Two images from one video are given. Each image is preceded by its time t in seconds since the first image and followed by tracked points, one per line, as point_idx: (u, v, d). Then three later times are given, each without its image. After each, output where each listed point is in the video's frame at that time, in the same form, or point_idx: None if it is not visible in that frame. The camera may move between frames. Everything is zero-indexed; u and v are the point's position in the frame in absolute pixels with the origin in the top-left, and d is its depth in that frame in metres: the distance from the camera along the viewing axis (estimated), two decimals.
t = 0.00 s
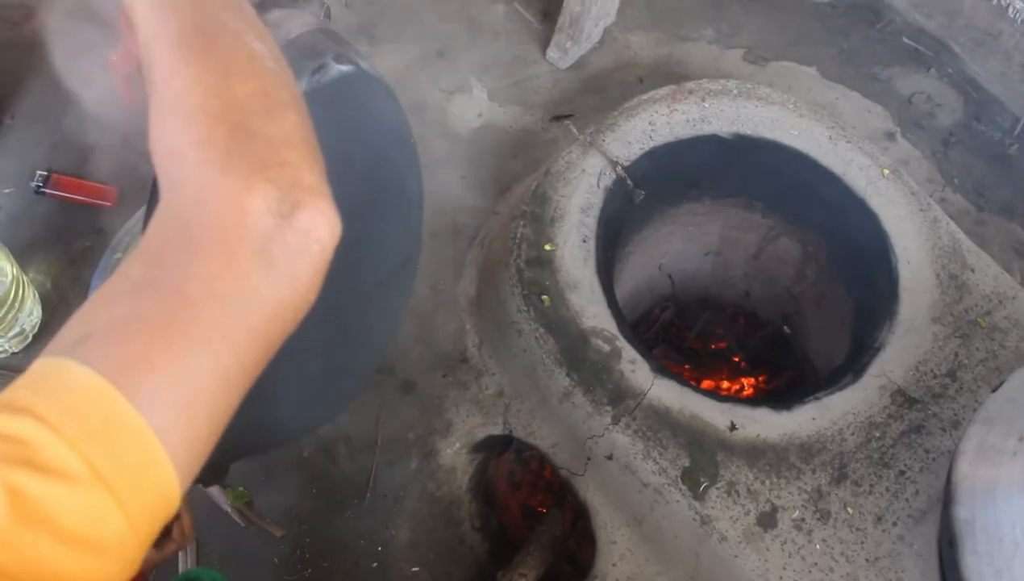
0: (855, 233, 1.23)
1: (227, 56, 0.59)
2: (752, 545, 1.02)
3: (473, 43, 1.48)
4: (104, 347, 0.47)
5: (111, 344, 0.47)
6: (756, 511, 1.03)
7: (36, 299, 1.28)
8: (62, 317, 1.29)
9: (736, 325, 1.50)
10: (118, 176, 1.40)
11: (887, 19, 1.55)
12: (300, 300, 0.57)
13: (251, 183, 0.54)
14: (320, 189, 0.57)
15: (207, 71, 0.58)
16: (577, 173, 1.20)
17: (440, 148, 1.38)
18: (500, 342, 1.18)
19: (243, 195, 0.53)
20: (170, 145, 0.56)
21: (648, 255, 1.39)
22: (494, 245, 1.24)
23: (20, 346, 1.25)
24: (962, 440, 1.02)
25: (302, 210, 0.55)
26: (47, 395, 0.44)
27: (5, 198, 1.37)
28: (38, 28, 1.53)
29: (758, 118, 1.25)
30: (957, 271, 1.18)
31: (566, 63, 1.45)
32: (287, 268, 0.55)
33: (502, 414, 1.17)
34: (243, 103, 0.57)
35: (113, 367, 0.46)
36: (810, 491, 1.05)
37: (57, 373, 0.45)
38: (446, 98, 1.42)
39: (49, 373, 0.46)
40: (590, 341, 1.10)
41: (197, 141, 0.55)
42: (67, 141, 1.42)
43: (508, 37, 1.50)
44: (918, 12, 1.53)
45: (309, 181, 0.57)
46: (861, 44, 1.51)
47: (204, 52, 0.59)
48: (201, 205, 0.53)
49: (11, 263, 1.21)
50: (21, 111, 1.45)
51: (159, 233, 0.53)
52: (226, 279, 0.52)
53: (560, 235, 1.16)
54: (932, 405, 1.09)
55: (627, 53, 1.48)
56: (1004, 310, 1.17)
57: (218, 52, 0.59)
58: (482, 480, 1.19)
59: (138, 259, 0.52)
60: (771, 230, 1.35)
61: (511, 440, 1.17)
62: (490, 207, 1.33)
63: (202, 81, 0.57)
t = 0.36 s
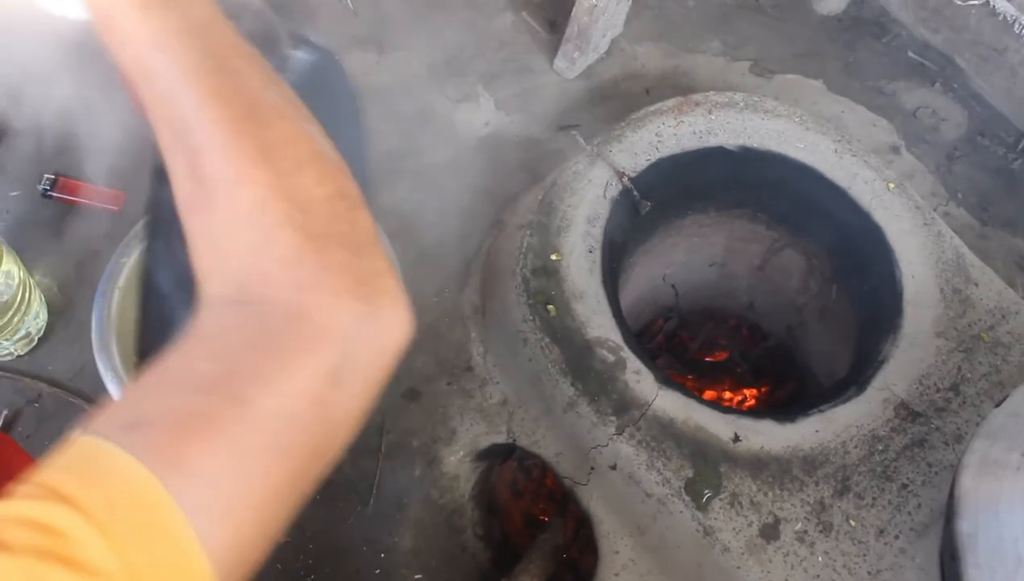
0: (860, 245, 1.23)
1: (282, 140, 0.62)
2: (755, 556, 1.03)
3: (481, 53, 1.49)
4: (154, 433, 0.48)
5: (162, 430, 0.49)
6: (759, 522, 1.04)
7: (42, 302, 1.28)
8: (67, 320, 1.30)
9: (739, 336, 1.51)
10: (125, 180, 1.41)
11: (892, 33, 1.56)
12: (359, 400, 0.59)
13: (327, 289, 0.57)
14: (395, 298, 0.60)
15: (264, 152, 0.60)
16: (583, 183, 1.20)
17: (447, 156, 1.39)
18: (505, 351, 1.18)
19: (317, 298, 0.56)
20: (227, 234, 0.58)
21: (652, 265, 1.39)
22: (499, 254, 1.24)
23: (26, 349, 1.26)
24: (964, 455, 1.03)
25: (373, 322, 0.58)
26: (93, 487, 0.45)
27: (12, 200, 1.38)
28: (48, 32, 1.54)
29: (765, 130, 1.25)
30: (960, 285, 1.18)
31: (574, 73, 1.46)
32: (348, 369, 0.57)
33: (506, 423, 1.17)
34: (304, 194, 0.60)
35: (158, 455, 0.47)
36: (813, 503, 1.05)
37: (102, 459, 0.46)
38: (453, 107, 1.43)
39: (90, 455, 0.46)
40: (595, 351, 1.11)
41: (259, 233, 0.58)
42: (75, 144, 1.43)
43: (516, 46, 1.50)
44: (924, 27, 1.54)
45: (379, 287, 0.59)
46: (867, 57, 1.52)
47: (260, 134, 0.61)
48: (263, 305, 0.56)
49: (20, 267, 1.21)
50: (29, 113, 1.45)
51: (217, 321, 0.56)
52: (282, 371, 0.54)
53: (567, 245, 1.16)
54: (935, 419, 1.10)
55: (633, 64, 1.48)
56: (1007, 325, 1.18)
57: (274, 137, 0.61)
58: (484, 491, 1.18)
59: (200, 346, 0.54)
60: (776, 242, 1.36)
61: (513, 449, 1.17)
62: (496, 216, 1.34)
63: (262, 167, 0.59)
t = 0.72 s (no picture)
0: (866, 246, 1.23)
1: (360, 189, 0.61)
2: (762, 557, 1.04)
3: (487, 52, 1.49)
4: (222, 514, 0.50)
5: (233, 513, 0.51)
6: (766, 523, 1.04)
7: (50, 300, 1.28)
8: (73, 318, 1.30)
9: (746, 336, 1.51)
10: (132, 178, 1.41)
11: (900, 34, 1.55)
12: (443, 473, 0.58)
13: (405, 356, 0.56)
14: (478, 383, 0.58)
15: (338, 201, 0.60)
16: (590, 184, 1.20)
17: (454, 156, 1.39)
18: (512, 351, 1.18)
19: (390, 366, 0.56)
20: (310, 295, 0.58)
21: (659, 266, 1.39)
22: (506, 254, 1.24)
23: (33, 347, 1.26)
24: (972, 457, 1.03)
25: (450, 405, 0.56)
26: (163, 562, 0.48)
27: (19, 199, 1.38)
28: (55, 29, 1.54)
29: (772, 131, 1.25)
30: (968, 287, 1.18)
31: (581, 72, 1.45)
32: (424, 446, 0.56)
33: (512, 423, 1.16)
34: (388, 253, 0.59)
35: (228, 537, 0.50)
36: (820, 504, 1.05)
37: (169, 530, 0.49)
38: (460, 107, 1.43)
39: (157, 524, 0.49)
40: (602, 352, 1.11)
41: (335, 283, 0.58)
42: (82, 143, 1.43)
43: (523, 46, 1.50)
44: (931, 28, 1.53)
45: (456, 362, 0.58)
46: (873, 59, 1.52)
47: (338, 177, 0.61)
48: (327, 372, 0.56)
49: (26, 264, 1.21)
50: (36, 111, 1.45)
51: (291, 384, 0.56)
52: (349, 453, 0.54)
53: (574, 246, 1.16)
54: (942, 421, 1.10)
55: (640, 64, 1.49)
56: (1014, 327, 1.18)
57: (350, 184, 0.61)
58: (489, 491, 1.19)
59: (275, 414, 0.55)
60: (782, 244, 1.36)
61: (519, 449, 1.16)
62: (503, 216, 1.34)
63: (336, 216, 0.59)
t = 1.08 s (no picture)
0: (867, 246, 1.24)
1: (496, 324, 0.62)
2: (764, 557, 1.04)
3: (489, 54, 1.49)
4: None
5: None
6: (768, 524, 1.05)
7: (51, 301, 1.29)
8: (75, 319, 1.30)
9: (746, 337, 1.51)
10: (133, 179, 1.41)
11: (900, 35, 1.56)
12: None
13: (537, 548, 0.54)
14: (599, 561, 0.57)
15: (472, 348, 0.60)
16: (592, 185, 1.21)
17: (456, 158, 1.39)
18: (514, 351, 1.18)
19: (521, 555, 0.54)
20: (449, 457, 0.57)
21: (660, 267, 1.39)
22: (507, 255, 1.24)
23: (35, 348, 1.26)
24: (974, 457, 1.03)
25: None
26: None
27: (21, 200, 1.38)
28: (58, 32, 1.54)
29: (773, 133, 1.25)
30: (969, 287, 1.18)
31: (581, 73, 1.46)
32: None
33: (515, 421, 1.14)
34: (523, 394, 0.60)
35: None
36: (821, 504, 1.06)
37: None
38: (461, 108, 1.44)
39: None
40: (603, 353, 1.11)
41: (478, 440, 0.57)
42: (84, 145, 1.43)
43: (524, 47, 1.51)
44: (930, 29, 1.53)
45: (587, 536, 0.57)
46: (874, 60, 1.52)
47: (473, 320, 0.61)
48: (465, 522, 0.56)
49: (28, 265, 1.21)
50: (38, 113, 1.46)
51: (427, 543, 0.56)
52: None
53: (576, 246, 1.17)
54: (943, 421, 1.10)
55: (641, 65, 1.49)
56: (1015, 327, 1.17)
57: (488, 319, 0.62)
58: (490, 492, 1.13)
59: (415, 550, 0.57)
60: (783, 245, 1.36)
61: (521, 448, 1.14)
62: (504, 217, 1.34)
63: (475, 358, 0.59)
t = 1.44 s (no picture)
0: (866, 242, 1.24)
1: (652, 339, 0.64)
2: (765, 554, 1.04)
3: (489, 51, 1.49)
4: None
5: None
6: (768, 520, 1.06)
7: (52, 298, 1.29)
8: (76, 316, 1.30)
9: (746, 335, 1.50)
10: (133, 177, 1.41)
11: (900, 32, 1.53)
12: None
13: None
14: None
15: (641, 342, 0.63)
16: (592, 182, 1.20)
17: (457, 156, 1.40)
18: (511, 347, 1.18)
19: None
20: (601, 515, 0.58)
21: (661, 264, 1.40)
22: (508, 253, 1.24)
23: (36, 345, 1.27)
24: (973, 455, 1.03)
25: None
26: None
27: (21, 198, 1.38)
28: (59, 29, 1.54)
29: (774, 130, 1.25)
30: (969, 285, 1.17)
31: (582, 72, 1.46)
32: None
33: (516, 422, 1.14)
34: (673, 486, 0.59)
35: None
36: (822, 501, 1.06)
37: None
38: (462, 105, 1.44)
39: None
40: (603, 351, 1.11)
41: (626, 506, 0.58)
42: (84, 142, 1.43)
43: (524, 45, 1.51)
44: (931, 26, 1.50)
45: None
46: (874, 57, 1.51)
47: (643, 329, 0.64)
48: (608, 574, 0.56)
49: (29, 263, 1.21)
50: (38, 110, 1.45)
51: None
52: None
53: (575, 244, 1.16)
54: (943, 418, 1.10)
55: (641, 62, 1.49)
56: (1017, 324, 1.16)
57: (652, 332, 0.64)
58: (491, 487, 1.15)
59: None
60: (783, 242, 1.37)
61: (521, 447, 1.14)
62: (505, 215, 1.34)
63: (644, 368, 0.62)
